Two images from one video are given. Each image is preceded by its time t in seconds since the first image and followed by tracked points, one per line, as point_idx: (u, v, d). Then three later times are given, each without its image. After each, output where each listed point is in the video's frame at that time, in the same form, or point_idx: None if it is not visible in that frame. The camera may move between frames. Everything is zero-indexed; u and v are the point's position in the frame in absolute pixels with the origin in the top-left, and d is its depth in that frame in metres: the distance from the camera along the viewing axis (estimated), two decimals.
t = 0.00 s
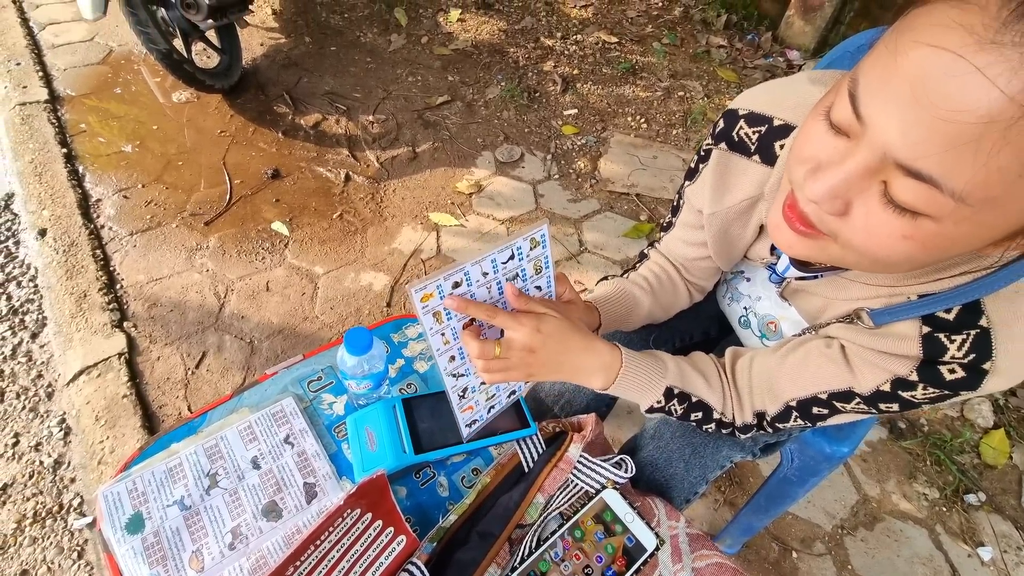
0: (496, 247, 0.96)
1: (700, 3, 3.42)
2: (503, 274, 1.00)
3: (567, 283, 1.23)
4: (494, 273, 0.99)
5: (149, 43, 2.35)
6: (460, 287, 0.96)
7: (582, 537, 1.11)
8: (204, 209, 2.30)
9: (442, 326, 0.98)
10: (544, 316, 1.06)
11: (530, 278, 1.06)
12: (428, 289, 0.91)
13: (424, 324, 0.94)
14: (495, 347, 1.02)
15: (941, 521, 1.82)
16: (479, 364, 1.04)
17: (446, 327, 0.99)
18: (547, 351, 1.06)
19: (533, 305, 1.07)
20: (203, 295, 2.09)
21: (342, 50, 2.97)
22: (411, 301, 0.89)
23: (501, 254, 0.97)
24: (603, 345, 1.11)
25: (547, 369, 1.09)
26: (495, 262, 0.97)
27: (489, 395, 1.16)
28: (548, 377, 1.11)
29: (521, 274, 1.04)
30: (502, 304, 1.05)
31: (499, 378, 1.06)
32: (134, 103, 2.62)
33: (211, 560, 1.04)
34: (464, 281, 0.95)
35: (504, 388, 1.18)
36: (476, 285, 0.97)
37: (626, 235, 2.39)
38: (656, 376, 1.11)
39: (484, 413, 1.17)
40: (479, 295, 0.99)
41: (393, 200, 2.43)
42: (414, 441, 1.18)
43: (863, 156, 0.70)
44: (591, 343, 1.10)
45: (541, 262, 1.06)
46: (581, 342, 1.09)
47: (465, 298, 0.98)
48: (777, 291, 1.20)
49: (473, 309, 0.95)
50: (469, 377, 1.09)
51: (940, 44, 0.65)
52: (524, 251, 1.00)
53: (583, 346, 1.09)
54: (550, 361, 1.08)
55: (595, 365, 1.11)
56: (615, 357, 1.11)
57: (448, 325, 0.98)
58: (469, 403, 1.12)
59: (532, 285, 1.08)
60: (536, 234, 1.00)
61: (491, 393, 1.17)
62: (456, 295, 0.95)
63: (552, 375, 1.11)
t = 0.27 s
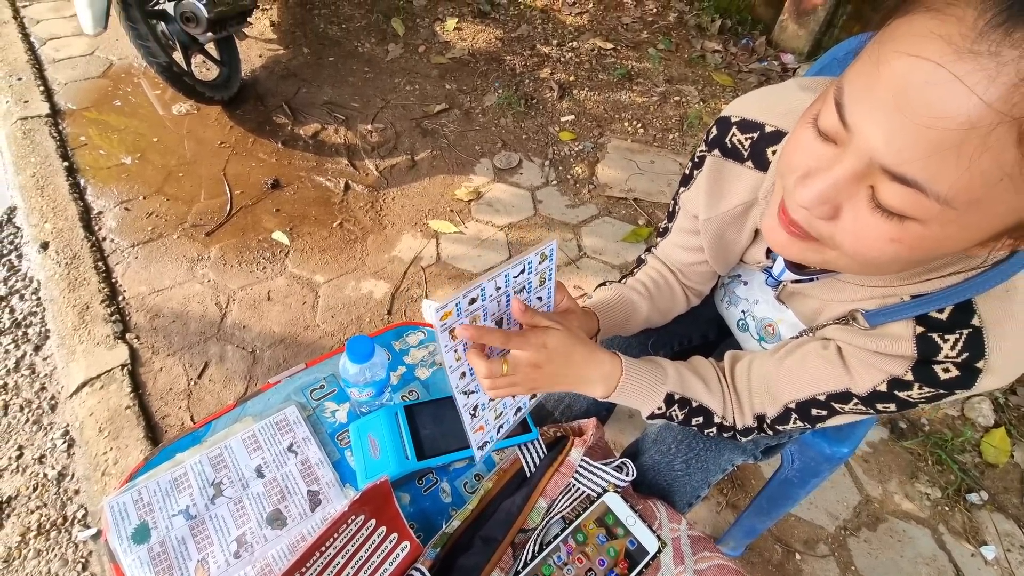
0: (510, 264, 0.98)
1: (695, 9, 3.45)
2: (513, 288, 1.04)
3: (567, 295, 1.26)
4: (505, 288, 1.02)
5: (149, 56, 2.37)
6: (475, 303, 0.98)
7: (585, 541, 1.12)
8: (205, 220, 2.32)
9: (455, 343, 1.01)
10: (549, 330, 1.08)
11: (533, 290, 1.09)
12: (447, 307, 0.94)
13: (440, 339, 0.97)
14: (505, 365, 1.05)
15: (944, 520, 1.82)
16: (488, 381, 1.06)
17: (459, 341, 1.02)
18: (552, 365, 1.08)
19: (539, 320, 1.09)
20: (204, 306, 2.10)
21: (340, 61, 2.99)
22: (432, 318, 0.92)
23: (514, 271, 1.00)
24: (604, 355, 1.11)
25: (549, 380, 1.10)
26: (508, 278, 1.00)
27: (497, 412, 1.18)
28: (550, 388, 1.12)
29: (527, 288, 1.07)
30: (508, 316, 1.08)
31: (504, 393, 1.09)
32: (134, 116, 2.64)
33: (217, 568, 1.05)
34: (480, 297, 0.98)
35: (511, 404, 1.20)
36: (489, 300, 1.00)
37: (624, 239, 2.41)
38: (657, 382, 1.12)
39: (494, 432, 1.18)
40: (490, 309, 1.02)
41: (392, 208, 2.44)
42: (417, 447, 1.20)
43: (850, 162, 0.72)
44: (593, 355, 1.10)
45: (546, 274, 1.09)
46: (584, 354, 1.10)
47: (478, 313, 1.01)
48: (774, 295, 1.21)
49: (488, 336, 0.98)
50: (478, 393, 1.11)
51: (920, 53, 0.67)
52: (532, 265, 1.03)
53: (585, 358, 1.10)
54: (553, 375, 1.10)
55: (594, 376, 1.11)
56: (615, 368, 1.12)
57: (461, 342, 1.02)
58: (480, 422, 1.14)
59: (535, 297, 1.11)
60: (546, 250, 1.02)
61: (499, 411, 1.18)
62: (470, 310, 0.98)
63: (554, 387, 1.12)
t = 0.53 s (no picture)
0: (503, 271, 0.98)
1: (692, 13, 3.46)
2: (506, 294, 1.04)
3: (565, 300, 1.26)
4: (498, 294, 1.02)
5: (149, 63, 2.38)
6: (467, 310, 0.99)
7: (585, 545, 1.12)
8: (205, 226, 2.32)
9: (450, 350, 1.02)
10: (545, 337, 1.07)
11: (529, 296, 1.10)
12: (437, 315, 0.95)
13: (433, 347, 0.98)
14: (500, 372, 1.05)
15: (945, 522, 1.82)
16: (485, 389, 1.07)
17: (453, 349, 1.03)
18: (550, 373, 1.08)
19: (535, 326, 1.09)
20: (204, 311, 2.11)
21: (339, 66, 3.00)
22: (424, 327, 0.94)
23: (506, 278, 1.01)
24: (602, 360, 1.12)
25: (550, 387, 1.11)
26: (500, 285, 1.01)
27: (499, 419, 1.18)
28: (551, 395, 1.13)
29: (522, 293, 1.08)
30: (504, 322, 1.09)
31: (502, 401, 1.09)
32: (134, 122, 2.65)
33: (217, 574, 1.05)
34: (471, 305, 0.99)
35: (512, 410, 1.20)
36: (482, 308, 1.01)
37: (623, 242, 2.41)
38: (656, 389, 1.13)
39: (496, 440, 1.18)
40: (483, 316, 1.03)
41: (391, 213, 2.45)
42: (417, 452, 1.20)
43: (843, 166, 0.73)
44: (594, 362, 1.11)
45: (542, 280, 1.10)
46: (585, 362, 1.10)
47: (472, 321, 1.02)
48: (772, 299, 1.22)
49: (476, 333, 0.97)
50: (476, 401, 1.11)
51: (911, 58, 0.69)
52: (526, 272, 1.04)
53: (586, 365, 1.10)
54: (551, 382, 1.10)
55: (593, 383, 1.12)
56: (615, 374, 1.12)
57: (455, 349, 1.03)
58: (482, 430, 1.14)
59: (531, 303, 1.12)
60: (539, 256, 1.03)
61: (500, 418, 1.18)
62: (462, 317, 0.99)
63: (553, 394, 1.13)
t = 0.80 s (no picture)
0: (490, 271, 1.01)
1: (690, 16, 3.48)
2: (496, 296, 1.05)
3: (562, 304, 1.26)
4: (488, 296, 1.04)
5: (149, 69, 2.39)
6: (456, 311, 1.00)
7: (584, 549, 1.13)
8: (205, 231, 2.33)
9: (442, 351, 1.03)
10: (544, 335, 1.09)
11: (522, 300, 1.11)
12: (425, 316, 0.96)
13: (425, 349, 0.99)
14: (497, 370, 1.05)
15: (946, 524, 1.82)
16: (483, 388, 1.06)
17: (446, 350, 1.03)
18: (547, 371, 1.09)
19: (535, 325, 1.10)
20: (205, 316, 2.11)
21: (338, 71, 3.01)
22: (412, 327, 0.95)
23: (494, 279, 1.03)
24: (601, 360, 1.12)
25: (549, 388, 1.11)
26: (488, 286, 1.03)
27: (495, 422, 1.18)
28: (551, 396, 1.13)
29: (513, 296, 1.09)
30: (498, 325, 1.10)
31: (501, 400, 1.09)
32: (134, 128, 2.66)
33: None
34: (460, 306, 1.00)
35: (510, 414, 1.20)
36: (471, 309, 1.02)
37: (623, 246, 2.42)
38: (655, 390, 1.13)
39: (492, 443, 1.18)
40: (474, 318, 1.04)
41: (391, 217, 2.46)
42: (416, 457, 1.21)
43: (836, 171, 0.73)
44: (593, 363, 1.11)
45: (534, 284, 1.11)
46: (585, 362, 1.11)
47: (461, 322, 1.02)
48: (770, 302, 1.22)
49: (473, 344, 0.98)
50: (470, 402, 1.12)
51: (902, 65, 0.69)
52: (516, 274, 1.06)
53: (586, 366, 1.11)
54: (549, 380, 1.10)
55: (592, 382, 1.12)
56: (614, 375, 1.12)
57: (447, 350, 1.03)
58: (475, 431, 1.14)
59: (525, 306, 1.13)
60: (528, 258, 1.06)
61: (496, 421, 1.18)
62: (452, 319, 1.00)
63: (551, 393, 1.13)
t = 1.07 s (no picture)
0: (497, 279, 1.01)
1: (688, 19, 3.49)
2: (501, 303, 1.05)
3: (563, 307, 1.26)
4: (493, 302, 1.04)
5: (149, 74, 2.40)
6: (461, 317, 1.01)
7: (584, 552, 1.12)
8: (205, 235, 2.33)
9: (443, 355, 1.03)
10: (542, 335, 1.08)
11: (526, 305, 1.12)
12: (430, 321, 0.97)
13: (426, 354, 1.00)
14: (498, 372, 1.05)
15: (947, 525, 1.82)
16: (483, 390, 1.06)
17: (448, 355, 1.04)
18: (546, 370, 1.09)
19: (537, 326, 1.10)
20: (204, 320, 2.11)
21: (338, 75, 3.02)
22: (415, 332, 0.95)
23: (500, 285, 1.03)
24: (601, 359, 1.12)
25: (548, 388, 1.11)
26: (494, 293, 1.02)
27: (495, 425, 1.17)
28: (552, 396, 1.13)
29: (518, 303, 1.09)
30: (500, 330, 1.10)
31: (501, 402, 1.09)
32: (134, 132, 2.67)
33: None
34: (464, 312, 1.00)
35: (510, 418, 1.20)
36: (475, 314, 1.02)
37: (622, 248, 2.42)
38: (654, 390, 1.13)
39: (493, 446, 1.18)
40: (478, 323, 1.04)
41: (390, 220, 2.46)
42: (416, 460, 1.20)
43: (834, 177, 0.74)
44: (593, 361, 1.11)
45: (539, 290, 1.12)
46: (584, 361, 1.11)
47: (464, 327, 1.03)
48: (769, 303, 1.22)
49: (472, 336, 0.98)
50: (471, 405, 1.12)
51: (898, 72, 0.70)
52: (522, 281, 1.06)
53: (585, 366, 1.11)
54: (549, 380, 1.10)
55: (592, 381, 1.12)
56: (613, 373, 1.13)
57: (449, 354, 1.04)
58: (477, 434, 1.13)
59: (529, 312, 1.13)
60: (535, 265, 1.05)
61: (497, 425, 1.18)
62: (456, 323, 1.00)
63: (551, 393, 1.13)
